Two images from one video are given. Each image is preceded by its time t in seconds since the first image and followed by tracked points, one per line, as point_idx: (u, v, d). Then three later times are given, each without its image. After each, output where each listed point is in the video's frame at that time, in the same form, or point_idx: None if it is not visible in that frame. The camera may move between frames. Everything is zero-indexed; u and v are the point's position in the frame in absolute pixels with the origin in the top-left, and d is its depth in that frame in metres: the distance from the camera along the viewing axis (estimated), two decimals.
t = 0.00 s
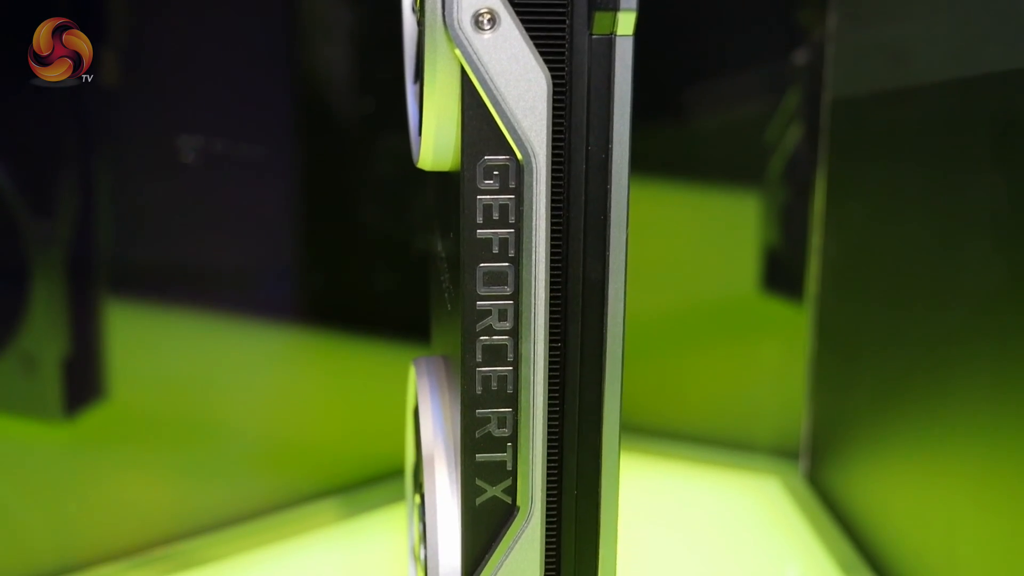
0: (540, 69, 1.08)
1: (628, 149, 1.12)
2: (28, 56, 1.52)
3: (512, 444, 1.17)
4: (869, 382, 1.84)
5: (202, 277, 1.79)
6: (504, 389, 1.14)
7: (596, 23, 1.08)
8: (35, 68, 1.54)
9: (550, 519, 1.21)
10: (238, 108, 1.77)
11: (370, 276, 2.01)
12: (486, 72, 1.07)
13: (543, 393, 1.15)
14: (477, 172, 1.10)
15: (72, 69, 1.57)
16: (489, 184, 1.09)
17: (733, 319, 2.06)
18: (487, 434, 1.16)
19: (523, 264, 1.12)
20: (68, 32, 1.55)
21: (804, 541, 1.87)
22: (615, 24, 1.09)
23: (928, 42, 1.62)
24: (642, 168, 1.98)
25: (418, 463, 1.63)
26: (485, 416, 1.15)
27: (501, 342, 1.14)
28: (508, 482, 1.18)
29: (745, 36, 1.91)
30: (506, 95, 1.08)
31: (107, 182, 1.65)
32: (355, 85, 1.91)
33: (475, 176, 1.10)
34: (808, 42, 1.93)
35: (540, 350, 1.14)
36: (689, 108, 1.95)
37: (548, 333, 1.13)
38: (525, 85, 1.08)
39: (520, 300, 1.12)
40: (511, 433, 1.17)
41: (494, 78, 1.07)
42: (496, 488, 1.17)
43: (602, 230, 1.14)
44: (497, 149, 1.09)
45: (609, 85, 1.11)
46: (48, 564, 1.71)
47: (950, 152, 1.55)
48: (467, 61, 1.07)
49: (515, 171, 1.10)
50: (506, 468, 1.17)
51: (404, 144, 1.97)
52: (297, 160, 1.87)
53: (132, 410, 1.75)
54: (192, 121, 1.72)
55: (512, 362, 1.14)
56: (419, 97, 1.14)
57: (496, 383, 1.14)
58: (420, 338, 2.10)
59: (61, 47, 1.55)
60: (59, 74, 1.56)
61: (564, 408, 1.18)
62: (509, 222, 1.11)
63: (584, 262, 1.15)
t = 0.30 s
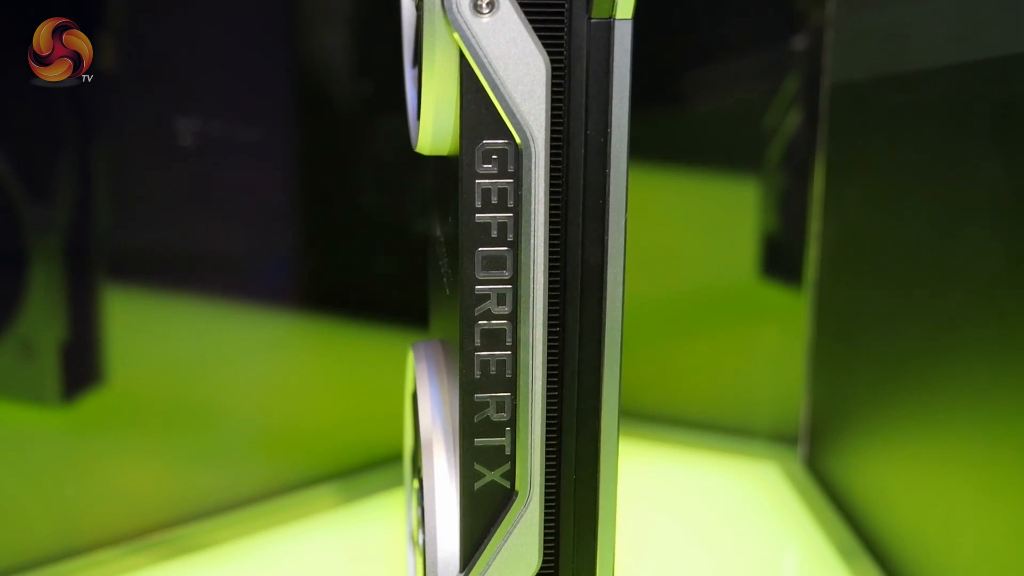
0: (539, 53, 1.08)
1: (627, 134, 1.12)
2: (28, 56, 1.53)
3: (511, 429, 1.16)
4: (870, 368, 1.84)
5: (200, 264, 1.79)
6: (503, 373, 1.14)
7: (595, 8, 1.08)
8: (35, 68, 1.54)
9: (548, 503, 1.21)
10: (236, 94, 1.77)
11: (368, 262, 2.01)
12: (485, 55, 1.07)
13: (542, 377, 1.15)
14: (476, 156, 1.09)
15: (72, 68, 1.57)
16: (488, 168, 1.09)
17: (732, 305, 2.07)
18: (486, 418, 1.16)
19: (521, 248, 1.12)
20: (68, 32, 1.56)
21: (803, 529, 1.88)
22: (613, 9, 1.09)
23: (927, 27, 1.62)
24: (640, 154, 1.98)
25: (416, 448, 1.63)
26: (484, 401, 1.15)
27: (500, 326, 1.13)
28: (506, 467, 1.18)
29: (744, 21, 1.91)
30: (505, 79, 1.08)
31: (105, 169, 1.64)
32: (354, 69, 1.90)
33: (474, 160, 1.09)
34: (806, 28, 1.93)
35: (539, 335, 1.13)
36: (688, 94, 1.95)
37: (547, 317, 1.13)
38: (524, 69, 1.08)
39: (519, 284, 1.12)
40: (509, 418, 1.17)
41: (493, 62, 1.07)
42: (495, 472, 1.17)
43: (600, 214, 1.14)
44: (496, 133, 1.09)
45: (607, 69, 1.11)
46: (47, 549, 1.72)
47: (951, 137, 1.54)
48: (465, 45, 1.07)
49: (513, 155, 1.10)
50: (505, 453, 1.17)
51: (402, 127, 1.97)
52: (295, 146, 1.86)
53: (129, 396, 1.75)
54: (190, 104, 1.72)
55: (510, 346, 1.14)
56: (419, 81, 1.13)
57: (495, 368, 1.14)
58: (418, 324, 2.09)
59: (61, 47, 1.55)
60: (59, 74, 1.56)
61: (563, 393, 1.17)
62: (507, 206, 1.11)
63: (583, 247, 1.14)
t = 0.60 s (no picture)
0: (538, 38, 1.08)
1: (626, 118, 1.11)
2: (28, 56, 1.53)
3: (510, 414, 1.16)
4: (870, 354, 1.84)
5: (199, 250, 1.78)
6: (502, 358, 1.14)
7: None
8: (35, 68, 1.54)
9: (547, 490, 1.20)
10: (235, 79, 1.76)
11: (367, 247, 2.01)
12: (484, 40, 1.07)
13: (541, 362, 1.15)
14: (475, 141, 1.09)
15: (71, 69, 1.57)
16: (487, 153, 1.09)
17: (733, 291, 2.07)
18: (485, 403, 1.16)
19: (521, 233, 1.12)
20: (68, 32, 1.56)
21: (803, 514, 1.88)
22: None
23: (927, 10, 1.61)
24: (638, 139, 1.99)
25: (416, 433, 1.63)
26: (483, 385, 1.15)
27: (499, 311, 1.14)
28: (505, 452, 1.18)
29: (744, 7, 1.91)
30: (504, 64, 1.07)
31: (103, 155, 1.64)
32: (354, 53, 1.89)
33: (473, 145, 1.09)
34: (805, 13, 1.93)
35: (538, 319, 1.13)
36: (688, 80, 1.94)
37: (547, 301, 1.13)
38: (524, 53, 1.08)
39: (518, 269, 1.12)
40: (508, 402, 1.17)
41: (492, 46, 1.07)
42: (494, 457, 1.17)
43: (600, 198, 1.13)
44: (494, 117, 1.09)
45: (606, 54, 1.10)
46: (48, 534, 1.72)
47: (953, 123, 1.53)
48: (464, 30, 1.07)
49: (513, 140, 1.10)
50: (503, 437, 1.17)
51: (401, 110, 1.96)
52: (294, 131, 1.86)
53: (129, 381, 1.75)
54: (187, 86, 1.71)
55: (509, 331, 1.14)
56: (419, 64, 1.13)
57: (494, 352, 1.14)
58: (416, 310, 2.08)
59: (62, 47, 1.56)
60: (59, 74, 1.56)
61: (561, 379, 1.17)
62: (507, 191, 1.11)
63: (581, 231, 1.14)
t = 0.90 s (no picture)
0: (538, 22, 1.08)
1: (626, 103, 1.11)
2: (28, 56, 1.54)
3: (509, 399, 1.16)
4: (870, 340, 1.84)
5: (198, 236, 1.78)
6: (501, 343, 1.14)
7: None
8: (35, 68, 1.55)
9: (546, 474, 1.20)
10: (234, 65, 1.75)
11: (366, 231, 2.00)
12: (483, 24, 1.06)
13: (541, 347, 1.15)
14: (474, 125, 1.09)
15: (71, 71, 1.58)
16: (486, 137, 1.09)
17: (732, 278, 2.08)
18: (484, 387, 1.15)
19: (521, 217, 1.11)
20: (68, 32, 1.57)
21: (804, 501, 1.89)
22: None
23: None
24: (638, 125, 1.99)
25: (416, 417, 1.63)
26: (482, 370, 1.15)
27: (498, 296, 1.13)
28: (504, 437, 1.17)
29: None
30: (504, 48, 1.07)
31: (102, 140, 1.64)
32: (354, 36, 1.88)
33: (473, 129, 1.09)
34: None
35: (537, 304, 1.13)
36: (689, 66, 1.95)
37: (546, 284, 1.12)
38: (523, 37, 1.07)
39: (518, 253, 1.11)
40: (508, 387, 1.16)
41: (491, 30, 1.06)
42: (493, 442, 1.17)
43: (599, 182, 1.13)
44: (494, 101, 1.08)
45: (606, 37, 1.10)
46: (48, 518, 1.72)
47: (955, 107, 1.52)
48: (464, 14, 1.06)
49: (512, 124, 1.10)
50: (503, 422, 1.17)
51: (400, 91, 1.93)
52: (292, 117, 1.85)
53: (128, 366, 1.75)
54: (186, 69, 1.70)
55: (509, 315, 1.14)
56: (420, 48, 1.14)
57: (493, 337, 1.14)
58: (412, 295, 2.08)
59: (61, 47, 1.56)
60: (59, 74, 1.57)
61: (561, 364, 1.17)
62: (506, 175, 1.10)
63: (581, 215, 1.14)
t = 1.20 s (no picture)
0: (538, 6, 1.07)
1: (626, 87, 1.10)
2: (28, 56, 1.53)
3: (509, 383, 1.15)
4: (870, 325, 1.84)
5: (197, 223, 1.78)
6: (501, 327, 1.12)
7: None
8: (35, 68, 1.55)
9: (546, 457, 1.19)
10: (234, 51, 1.75)
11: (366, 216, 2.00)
12: (482, 8, 1.05)
13: (540, 331, 1.13)
14: (474, 109, 1.07)
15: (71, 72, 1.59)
16: (487, 121, 1.07)
17: (734, 264, 2.09)
18: (484, 372, 1.14)
19: (520, 202, 1.10)
20: (68, 32, 1.56)
21: (803, 487, 1.90)
22: None
23: None
24: (639, 111, 1.99)
25: (416, 400, 1.62)
26: (481, 354, 1.13)
27: (498, 281, 1.12)
28: (504, 422, 1.16)
29: None
30: (504, 33, 1.06)
31: (100, 126, 1.64)
32: (354, 18, 1.87)
33: (473, 113, 1.07)
34: None
35: (537, 288, 1.12)
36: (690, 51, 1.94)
37: (546, 269, 1.11)
38: (523, 21, 1.06)
39: (518, 238, 1.10)
40: (507, 372, 1.15)
41: (491, 15, 1.05)
42: (493, 427, 1.15)
43: (599, 167, 1.12)
44: (494, 85, 1.07)
45: (606, 22, 1.09)
46: (48, 503, 1.72)
47: (956, 93, 1.52)
48: None
49: (512, 109, 1.08)
50: (502, 407, 1.15)
51: (400, 74, 1.93)
52: (294, 101, 1.85)
53: (125, 352, 1.75)
54: (185, 51, 1.69)
55: (508, 300, 1.12)
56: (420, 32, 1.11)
57: (493, 322, 1.12)
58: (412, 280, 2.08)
59: (62, 47, 1.56)
60: (59, 74, 1.57)
61: (560, 350, 1.16)
62: (506, 159, 1.09)
63: (581, 199, 1.12)
